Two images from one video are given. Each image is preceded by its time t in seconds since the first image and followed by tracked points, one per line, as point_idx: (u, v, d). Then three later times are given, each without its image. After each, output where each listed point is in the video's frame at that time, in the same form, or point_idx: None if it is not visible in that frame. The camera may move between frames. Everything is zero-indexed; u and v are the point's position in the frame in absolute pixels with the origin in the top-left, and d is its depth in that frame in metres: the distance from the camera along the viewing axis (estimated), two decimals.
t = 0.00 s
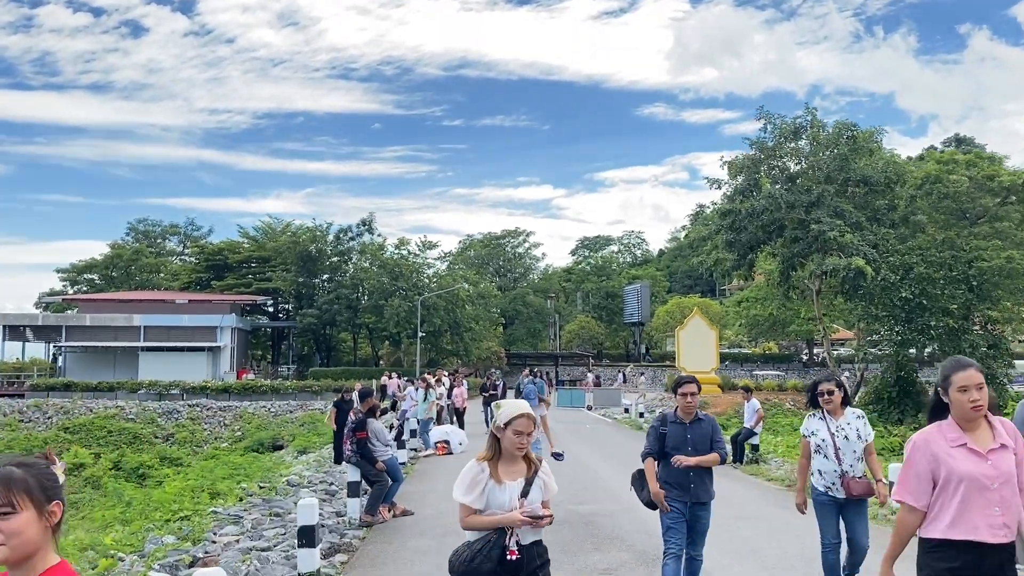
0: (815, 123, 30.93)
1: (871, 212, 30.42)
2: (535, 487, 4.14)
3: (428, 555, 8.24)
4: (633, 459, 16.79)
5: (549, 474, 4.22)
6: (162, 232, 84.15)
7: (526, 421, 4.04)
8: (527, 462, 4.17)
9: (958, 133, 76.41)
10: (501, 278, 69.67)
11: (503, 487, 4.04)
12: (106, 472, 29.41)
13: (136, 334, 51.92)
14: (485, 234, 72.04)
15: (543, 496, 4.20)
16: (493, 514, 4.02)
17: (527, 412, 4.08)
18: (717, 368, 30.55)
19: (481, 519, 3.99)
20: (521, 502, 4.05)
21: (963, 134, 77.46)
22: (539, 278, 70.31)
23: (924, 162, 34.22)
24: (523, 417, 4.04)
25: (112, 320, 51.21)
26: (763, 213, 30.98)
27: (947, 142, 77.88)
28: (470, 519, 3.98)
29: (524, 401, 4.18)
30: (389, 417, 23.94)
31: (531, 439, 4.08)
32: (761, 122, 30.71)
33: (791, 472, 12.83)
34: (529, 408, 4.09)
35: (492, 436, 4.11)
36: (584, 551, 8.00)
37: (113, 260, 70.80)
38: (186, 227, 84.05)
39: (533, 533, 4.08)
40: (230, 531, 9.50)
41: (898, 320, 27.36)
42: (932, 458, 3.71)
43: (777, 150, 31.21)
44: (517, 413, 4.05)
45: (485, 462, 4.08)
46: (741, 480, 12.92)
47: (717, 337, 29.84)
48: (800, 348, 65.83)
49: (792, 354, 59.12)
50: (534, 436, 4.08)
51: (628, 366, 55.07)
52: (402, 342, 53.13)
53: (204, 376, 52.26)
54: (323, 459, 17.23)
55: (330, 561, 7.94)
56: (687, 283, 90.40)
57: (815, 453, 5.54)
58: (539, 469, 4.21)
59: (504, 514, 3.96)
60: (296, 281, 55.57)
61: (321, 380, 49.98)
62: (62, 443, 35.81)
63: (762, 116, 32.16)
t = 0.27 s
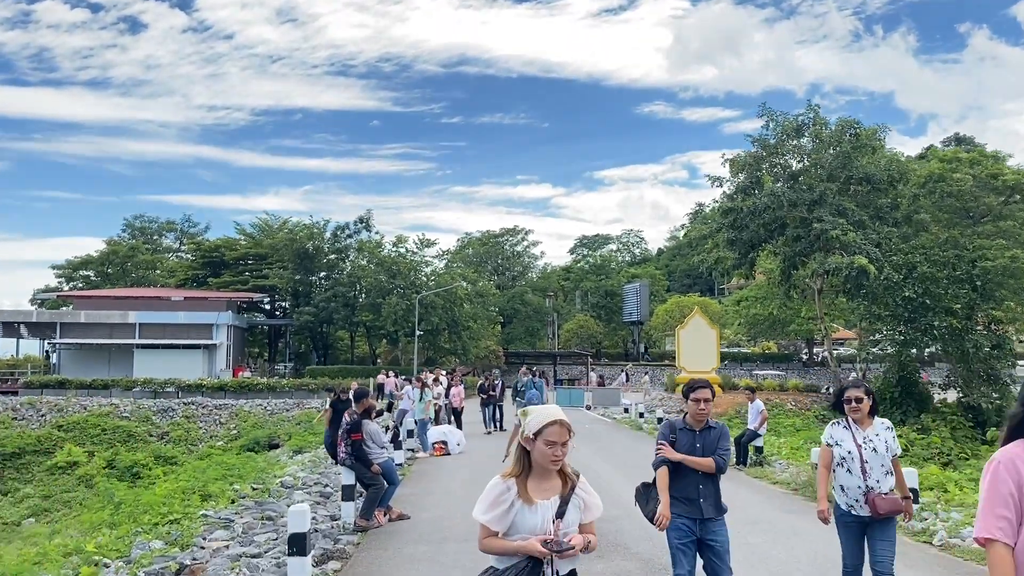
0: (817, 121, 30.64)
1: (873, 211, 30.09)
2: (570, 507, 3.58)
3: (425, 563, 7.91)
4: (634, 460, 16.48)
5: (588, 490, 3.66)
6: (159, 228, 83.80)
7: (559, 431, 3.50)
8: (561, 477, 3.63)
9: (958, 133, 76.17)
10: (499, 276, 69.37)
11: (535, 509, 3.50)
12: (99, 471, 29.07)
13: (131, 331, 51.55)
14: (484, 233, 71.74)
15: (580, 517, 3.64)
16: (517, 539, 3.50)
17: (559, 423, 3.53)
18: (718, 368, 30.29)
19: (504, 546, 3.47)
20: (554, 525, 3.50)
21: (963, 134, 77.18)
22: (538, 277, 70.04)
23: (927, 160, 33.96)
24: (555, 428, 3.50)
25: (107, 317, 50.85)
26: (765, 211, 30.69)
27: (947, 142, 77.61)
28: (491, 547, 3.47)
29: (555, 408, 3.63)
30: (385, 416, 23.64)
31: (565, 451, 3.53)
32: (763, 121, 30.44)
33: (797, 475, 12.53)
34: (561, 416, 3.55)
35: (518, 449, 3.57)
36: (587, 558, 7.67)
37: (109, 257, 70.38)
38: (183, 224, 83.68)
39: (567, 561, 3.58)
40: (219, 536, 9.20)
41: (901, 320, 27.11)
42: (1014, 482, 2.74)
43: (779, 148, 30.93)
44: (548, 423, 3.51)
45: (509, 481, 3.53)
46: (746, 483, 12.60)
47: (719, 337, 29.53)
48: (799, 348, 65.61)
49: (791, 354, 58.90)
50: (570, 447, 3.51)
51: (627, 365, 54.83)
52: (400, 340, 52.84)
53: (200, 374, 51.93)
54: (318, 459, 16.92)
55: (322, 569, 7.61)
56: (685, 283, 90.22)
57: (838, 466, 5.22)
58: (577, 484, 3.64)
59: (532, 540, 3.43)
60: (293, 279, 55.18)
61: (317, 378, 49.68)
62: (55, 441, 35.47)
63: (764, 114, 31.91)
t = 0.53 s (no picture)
0: (818, 119, 30.41)
1: (875, 209, 29.85)
2: (608, 527, 3.20)
3: (418, 567, 7.68)
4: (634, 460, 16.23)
5: (627, 508, 3.27)
6: (158, 226, 83.64)
7: (592, 435, 3.15)
8: (595, 488, 3.27)
9: (959, 133, 75.90)
10: (499, 275, 69.13)
11: (568, 527, 3.10)
12: (95, 469, 28.91)
13: (129, 329, 51.37)
14: (483, 231, 71.52)
15: (619, 539, 3.24)
16: (550, 565, 3.08)
17: (593, 424, 3.19)
18: (718, 367, 30.14)
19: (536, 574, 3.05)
20: (593, 546, 3.12)
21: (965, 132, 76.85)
22: (537, 276, 69.82)
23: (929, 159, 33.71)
24: (587, 431, 3.16)
25: (105, 315, 50.68)
26: (765, 210, 30.46)
27: (948, 141, 77.27)
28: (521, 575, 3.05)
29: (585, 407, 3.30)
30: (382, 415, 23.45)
31: (600, 458, 3.18)
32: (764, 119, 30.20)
33: (800, 475, 12.28)
34: (594, 417, 3.22)
35: (545, 457, 3.23)
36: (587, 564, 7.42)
37: (107, 254, 70.20)
38: (182, 222, 83.49)
39: None
40: (209, 538, 9.01)
41: (903, 319, 26.92)
42: None
43: (780, 147, 30.71)
44: (581, 425, 3.16)
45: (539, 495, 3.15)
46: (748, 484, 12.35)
47: (719, 336, 29.35)
48: (799, 347, 65.41)
49: (791, 353, 58.72)
50: (604, 456, 3.15)
51: (626, 364, 54.67)
52: (399, 338, 52.65)
53: (198, 372, 51.76)
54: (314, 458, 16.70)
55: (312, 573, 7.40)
56: (685, 282, 90.02)
57: (871, 471, 4.84)
58: (615, 502, 3.26)
59: (567, 564, 3.01)
60: (291, 277, 54.95)
61: (315, 377, 49.49)
62: (51, 439, 35.29)
63: (765, 112, 31.72)
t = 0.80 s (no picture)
0: (819, 118, 30.01)
1: (876, 209, 29.46)
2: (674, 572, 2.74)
3: None
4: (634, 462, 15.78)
5: (694, 551, 2.82)
6: (151, 225, 83.00)
7: (656, 462, 2.76)
8: (651, 528, 2.84)
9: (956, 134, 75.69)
10: (495, 275, 68.68)
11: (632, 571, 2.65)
12: (84, 471, 28.40)
13: (121, 329, 50.83)
14: (479, 231, 71.06)
15: None
16: None
17: (656, 447, 2.80)
18: (718, 369, 29.76)
19: None
20: None
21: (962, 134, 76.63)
22: (534, 276, 69.40)
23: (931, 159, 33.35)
24: (651, 452, 2.77)
25: (97, 314, 50.11)
26: (766, 209, 30.06)
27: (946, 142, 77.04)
28: None
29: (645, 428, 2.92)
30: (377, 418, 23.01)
31: (664, 491, 2.76)
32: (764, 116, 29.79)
33: (807, 480, 11.84)
34: (658, 439, 2.82)
35: (594, 483, 2.82)
36: None
37: (100, 253, 69.58)
38: (175, 221, 82.87)
39: None
40: (193, 546, 8.58)
41: (905, 320, 26.56)
42: None
43: (781, 146, 30.31)
44: (642, 448, 2.77)
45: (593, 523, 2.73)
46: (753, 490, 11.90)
47: (719, 337, 28.95)
48: (796, 349, 65.12)
49: (789, 355, 58.38)
50: (670, 487, 2.74)
51: (623, 366, 54.27)
52: (394, 339, 52.14)
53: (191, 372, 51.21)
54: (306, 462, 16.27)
55: None
56: (682, 283, 89.72)
57: (912, 494, 4.51)
58: (679, 545, 2.81)
59: None
60: (286, 277, 54.45)
61: (309, 377, 49.00)
62: (41, 440, 34.77)
63: (765, 110, 31.33)
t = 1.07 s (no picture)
0: (818, 115, 29.81)
1: (876, 208, 29.27)
2: None
3: None
4: (634, 461, 15.55)
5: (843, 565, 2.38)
6: (148, 223, 82.72)
7: (798, 472, 2.27)
8: (795, 557, 2.39)
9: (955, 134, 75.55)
10: (493, 274, 68.45)
11: None
12: (79, 469, 28.15)
13: (116, 327, 50.55)
14: (477, 230, 70.82)
15: None
16: None
17: (800, 451, 2.31)
18: (717, 367, 29.58)
19: None
20: None
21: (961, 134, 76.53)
22: (532, 275, 69.17)
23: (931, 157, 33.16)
24: (785, 459, 2.28)
25: (92, 312, 49.82)
26: (765, 208, 29.88)
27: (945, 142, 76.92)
28: None
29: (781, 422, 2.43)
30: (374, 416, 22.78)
31: (810, 508, 2.28)
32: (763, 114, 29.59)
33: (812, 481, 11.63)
34: (801, 439, 2.32)
35: (717, 499, 2.41)
36: None
37: (96, 251, 69.24)
38: (172, 219, 82.54)
39: None
40: (183, 548, 8.35)
41: (905, 319, 26.35)
42: None
43: (780, 144, 30.13)
44: (775, 452, 2.29)
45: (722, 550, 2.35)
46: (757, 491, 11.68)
47: (718, 336, 28.76)
48: (794, 348, 64.98)
49: (787, 354, 58.22)
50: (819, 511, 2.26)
51: (621, 365, 54.09)
52: (391, 338, 51.89)
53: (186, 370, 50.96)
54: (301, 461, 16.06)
55: None
56: (680, 282, 89.59)
57: (966, 500, 4.27)
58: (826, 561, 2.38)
59: None
60: (282, 275, 54.18)
61: (306, 376, 48.75)
62: (35, 439, 34.49)
63: (765, 108, 31.13)
